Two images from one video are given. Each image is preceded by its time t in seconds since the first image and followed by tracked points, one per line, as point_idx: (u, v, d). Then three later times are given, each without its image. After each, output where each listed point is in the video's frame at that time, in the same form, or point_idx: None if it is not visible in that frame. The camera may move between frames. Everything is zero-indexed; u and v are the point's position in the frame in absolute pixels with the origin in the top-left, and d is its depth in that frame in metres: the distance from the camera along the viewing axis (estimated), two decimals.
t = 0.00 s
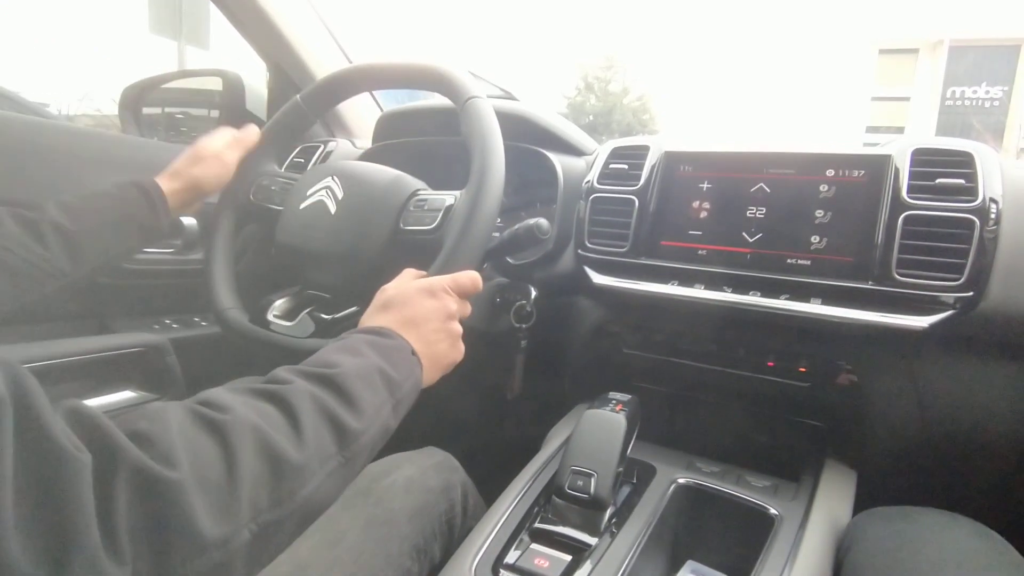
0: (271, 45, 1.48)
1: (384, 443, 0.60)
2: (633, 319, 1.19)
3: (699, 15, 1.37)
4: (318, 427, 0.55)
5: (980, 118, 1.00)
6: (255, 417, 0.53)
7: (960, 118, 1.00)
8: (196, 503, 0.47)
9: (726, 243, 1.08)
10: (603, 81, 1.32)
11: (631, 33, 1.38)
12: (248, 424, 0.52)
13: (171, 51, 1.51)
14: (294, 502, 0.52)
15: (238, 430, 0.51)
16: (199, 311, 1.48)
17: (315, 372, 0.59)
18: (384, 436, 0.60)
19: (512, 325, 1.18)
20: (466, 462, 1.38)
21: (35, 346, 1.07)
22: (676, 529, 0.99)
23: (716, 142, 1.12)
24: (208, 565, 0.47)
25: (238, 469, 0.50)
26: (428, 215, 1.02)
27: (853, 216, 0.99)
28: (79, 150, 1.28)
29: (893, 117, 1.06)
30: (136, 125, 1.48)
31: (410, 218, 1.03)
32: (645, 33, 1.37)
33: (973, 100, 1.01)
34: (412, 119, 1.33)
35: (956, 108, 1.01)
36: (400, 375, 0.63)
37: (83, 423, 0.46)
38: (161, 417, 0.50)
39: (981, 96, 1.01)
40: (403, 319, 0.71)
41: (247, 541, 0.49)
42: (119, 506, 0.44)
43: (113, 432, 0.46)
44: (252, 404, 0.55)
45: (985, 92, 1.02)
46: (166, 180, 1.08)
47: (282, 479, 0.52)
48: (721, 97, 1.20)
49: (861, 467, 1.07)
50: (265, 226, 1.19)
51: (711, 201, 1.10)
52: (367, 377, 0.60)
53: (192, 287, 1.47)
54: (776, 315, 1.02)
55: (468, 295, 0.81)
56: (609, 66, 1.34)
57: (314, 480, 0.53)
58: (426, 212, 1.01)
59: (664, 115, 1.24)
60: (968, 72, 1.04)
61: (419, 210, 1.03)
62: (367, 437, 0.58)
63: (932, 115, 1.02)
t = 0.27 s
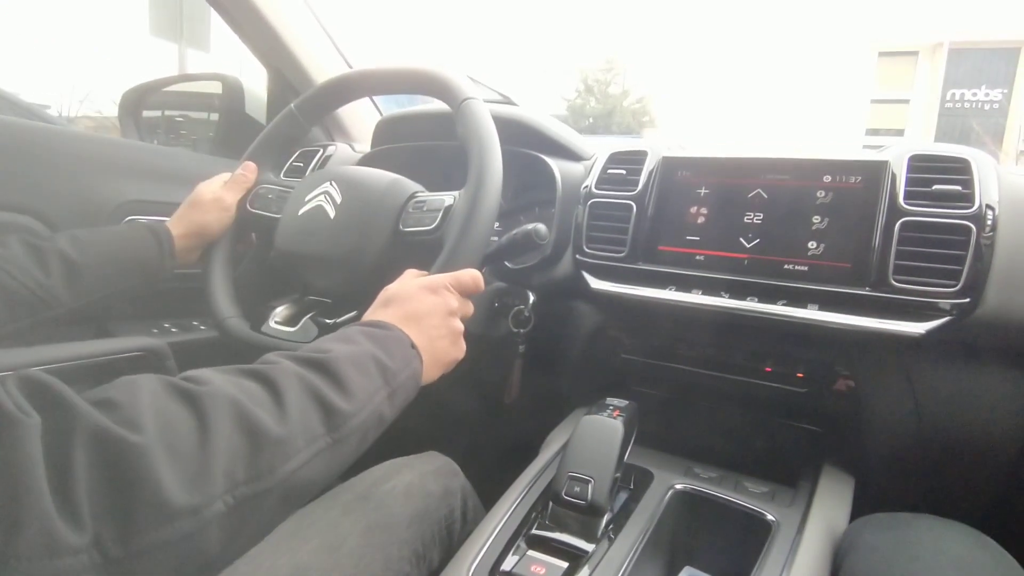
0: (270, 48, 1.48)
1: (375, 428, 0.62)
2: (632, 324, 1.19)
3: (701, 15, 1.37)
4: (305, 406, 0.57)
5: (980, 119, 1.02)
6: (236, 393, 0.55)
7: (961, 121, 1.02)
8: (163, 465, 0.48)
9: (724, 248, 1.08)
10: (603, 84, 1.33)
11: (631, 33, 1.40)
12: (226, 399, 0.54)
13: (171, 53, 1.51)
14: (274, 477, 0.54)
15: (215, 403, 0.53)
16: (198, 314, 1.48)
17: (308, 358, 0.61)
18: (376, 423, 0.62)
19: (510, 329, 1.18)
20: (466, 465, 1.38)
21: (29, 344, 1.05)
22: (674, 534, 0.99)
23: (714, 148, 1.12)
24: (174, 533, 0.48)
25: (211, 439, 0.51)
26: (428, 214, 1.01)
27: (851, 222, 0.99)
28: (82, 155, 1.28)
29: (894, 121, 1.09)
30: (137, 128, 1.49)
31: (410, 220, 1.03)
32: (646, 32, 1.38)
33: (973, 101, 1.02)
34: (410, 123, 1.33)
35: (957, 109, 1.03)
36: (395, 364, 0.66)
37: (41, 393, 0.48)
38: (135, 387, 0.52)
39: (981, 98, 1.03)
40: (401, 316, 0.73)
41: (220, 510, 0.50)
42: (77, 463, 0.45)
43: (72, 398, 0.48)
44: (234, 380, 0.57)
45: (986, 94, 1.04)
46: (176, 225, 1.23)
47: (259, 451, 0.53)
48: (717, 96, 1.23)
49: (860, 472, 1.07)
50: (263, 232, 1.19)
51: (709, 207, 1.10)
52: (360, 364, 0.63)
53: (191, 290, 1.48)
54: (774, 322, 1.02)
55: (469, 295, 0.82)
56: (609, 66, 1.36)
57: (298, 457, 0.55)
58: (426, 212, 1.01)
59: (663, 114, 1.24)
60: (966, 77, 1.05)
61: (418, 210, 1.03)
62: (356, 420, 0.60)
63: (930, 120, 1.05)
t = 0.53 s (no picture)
0: (270, 50, 1.48)
1: (372, 439, 0.62)
2: (632, 326, 1.19)
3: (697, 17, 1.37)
4: (304, 422, 0.57)
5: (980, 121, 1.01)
6: (235, 411, 0.55)
7: (960, 121, 1.01)
8: (165, 487, 0.48)
9: (724, 249, 1.08)
10: (603, 86, 1.33)
11: (631, 36, 1.40)
12: (227, 417, 0.54)
13: (171, 55, 1.51)
14: (274, 494, 0.54)
15: (216, 422, 0.54)
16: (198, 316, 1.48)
17: (305, 370, 0.61)
18: (373, 433, 0.62)
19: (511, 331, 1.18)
20: (466, 467, 1.38)
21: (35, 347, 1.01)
22: (675, 536, 0.99)
23: (715, 149, 1.12)
24: (177, 556, 0.48)
25: (213, 459, 0.52)
26: (428, 215, 1.02)
27: (851, 223, 0.99)
28: (83, 160, 1.28)
29: (895, 121, 1.09)
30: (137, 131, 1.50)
31: (410, 221, 1.03)
32: (647, 36, 1.38)
33: (973, 103, 1.02)
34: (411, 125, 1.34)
35: (956, 111, 1.03)
36: (392, 373, 0.66)
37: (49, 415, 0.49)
38: (136, 409, 0.53)
39: (980, 101, 1.02)
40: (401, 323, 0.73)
41: (222, 531, 0.51)
42: (81, 492, 0.46)
43: (79, 424, 0.48)
44: (233, 397, 0.57)
45: (984, 97, 1.02)
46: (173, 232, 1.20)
47: (259, 469, 0.53)
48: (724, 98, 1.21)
49: (861, 473, 1.07)
50: (263, 233, 1.19)
51: (709, 207, 1.10)
52: (357, 375, 0.63)
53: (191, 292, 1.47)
54: (775, 323, 1.02)
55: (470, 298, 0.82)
56: (608, 68, 1.34)
57: (297, 473, 0.55)
58: (426, 214, 1.01)
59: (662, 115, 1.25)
60: (964, 79, 1.04)
61: (419, 212, 1.03)
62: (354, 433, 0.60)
63: (928, 123, 1.04)
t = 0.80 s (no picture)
0: (268, 53, 1.48)
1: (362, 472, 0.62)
2: (631, 327, 1.19)
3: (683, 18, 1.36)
4: (295, 460, 0.58)
5: (979, 120, 1.03)
6: (231, 452, 0.56)
7: (959, 121, 1.03)
8: (172, 537, 0.49)
9: (723, 250, 1.08)
10: (602, 87, 1.32)
11: (630, 37, 1.37)
12: (223, 459, 0.55)
13: (169, 57, 1.51)
14: (270, 534, 0.55)
15: (213, 465, 0.54)
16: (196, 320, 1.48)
17: (294, 406, 0.61)
18: (362, 465, 0.62)
19: (510, 333, 1.18)
20: (466, 470, 1.38)
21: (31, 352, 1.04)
22: (675, 538, 0.99)
23: (714, 150, 1.12)
24: None
25: (212, 501, 0.52)
26: (426, 217, 1.01)
27: (850, 223, 0.99)
28: (82, 165, 1.28)
29: (892, 119, 1.09)
30: (134, 135, 1.49)
31: (408, 224, 1.03)
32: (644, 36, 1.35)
33: (971, 102, 1.03)
34: (410, 128, 1.34)
35: (955, 110, 1.03)
36: (377, 404, 0.66)
37: (68, 461, 0.50)
38: (142, 454, 0.53)
39: (979, 99, 1.03)
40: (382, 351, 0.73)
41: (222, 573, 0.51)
42: (96, 534, 0.47)
43: (95, 475, 0.49)
44: (229, 438, 0.58)
45: (983, 94, 1.03)
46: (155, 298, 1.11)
47: (256, 514, 0.54)
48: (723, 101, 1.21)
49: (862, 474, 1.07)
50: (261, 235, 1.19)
51: (708, 208, 1.10)
52: (344, 408, 0.63)
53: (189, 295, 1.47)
54: (774, 324, 1.02)
55: (455, 320, 0.81)
56: (606, 69, 1.33)
57: (290, 512, 0.56)
58: (425, 216, 1.01)
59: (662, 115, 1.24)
60: (963, 78, 1.05)
61: (417, 214, 1.03)
62: (343, 468, 0.60)
63: (926, 122, 1.05)
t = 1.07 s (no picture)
0: (257, 61, 1.47)
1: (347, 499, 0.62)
2: (626, 331, 1.18)
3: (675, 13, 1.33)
4: (284, 491, 0.57)
5: (969, 112, 1.02)
6: (224, 483, 0.55)
7: (950, 113, 1.01)
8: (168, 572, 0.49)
9: (716, 252, 1.07)
10: (594, 86, 1.31)
11: (620, 36, 1.38)
12: (217, 491, 0.55)
13: (160, 65, 1.50)
14: (261, 568, 0.54)
15: (208, 497, 0.54)
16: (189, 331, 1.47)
17: (282, 433, 0.61)
18: (348, 493, 0.62)
19: (505, 339, 1.17)
20: (463, 476, 1.37)
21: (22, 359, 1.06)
22: (674, 544, 0.98)
23: (705, 152, 1.11)
24: None
25: (207, 535, 0.52)
26: (417, 230, 1.01)
27: (843, 223, 0.99)
28: (73, 176, 1.27)
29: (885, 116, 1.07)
30: (123, 142, 1.48)
31: (399, 235, 1.03)
32: (634, 36, 1.36)
33: (962, 94, 1.02)
34: (400, 133, 1.33)
35: (945, 103, 1.02)
36: (360, 429, 0.65)
37: (68, 491, 0.50)
38: (138, 487, 0.53)
39: (970, 91, 1.03)
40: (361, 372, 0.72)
41: None
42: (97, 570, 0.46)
43: (97, 507, 0.49)
44: (221, 468, 0.57)
45: (974, 86, 1.03)
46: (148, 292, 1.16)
47: (248, 546, 0.53)
48: (709, 101, 1.23)
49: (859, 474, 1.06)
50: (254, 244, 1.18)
51: (700, 211, 1.09)
52: (331, 435, 0.62)
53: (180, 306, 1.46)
54: (769, 325, 1.02)
55: (437, 345, 0.80)
56: (598, 67, 1.33)
57: (280, 545, 0.55)
58: (415, 228, 1.01)
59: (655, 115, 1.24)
60: (955, 70, 1.03)
61: (408, 225, 1.02)
62: (330, 497, 0.59)
63: (918, 115, 1.03)
